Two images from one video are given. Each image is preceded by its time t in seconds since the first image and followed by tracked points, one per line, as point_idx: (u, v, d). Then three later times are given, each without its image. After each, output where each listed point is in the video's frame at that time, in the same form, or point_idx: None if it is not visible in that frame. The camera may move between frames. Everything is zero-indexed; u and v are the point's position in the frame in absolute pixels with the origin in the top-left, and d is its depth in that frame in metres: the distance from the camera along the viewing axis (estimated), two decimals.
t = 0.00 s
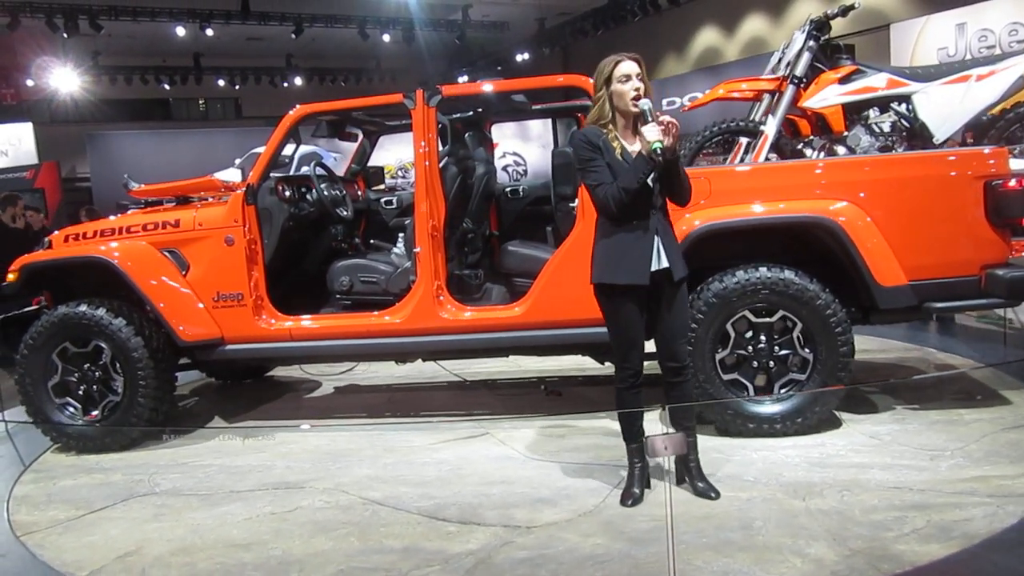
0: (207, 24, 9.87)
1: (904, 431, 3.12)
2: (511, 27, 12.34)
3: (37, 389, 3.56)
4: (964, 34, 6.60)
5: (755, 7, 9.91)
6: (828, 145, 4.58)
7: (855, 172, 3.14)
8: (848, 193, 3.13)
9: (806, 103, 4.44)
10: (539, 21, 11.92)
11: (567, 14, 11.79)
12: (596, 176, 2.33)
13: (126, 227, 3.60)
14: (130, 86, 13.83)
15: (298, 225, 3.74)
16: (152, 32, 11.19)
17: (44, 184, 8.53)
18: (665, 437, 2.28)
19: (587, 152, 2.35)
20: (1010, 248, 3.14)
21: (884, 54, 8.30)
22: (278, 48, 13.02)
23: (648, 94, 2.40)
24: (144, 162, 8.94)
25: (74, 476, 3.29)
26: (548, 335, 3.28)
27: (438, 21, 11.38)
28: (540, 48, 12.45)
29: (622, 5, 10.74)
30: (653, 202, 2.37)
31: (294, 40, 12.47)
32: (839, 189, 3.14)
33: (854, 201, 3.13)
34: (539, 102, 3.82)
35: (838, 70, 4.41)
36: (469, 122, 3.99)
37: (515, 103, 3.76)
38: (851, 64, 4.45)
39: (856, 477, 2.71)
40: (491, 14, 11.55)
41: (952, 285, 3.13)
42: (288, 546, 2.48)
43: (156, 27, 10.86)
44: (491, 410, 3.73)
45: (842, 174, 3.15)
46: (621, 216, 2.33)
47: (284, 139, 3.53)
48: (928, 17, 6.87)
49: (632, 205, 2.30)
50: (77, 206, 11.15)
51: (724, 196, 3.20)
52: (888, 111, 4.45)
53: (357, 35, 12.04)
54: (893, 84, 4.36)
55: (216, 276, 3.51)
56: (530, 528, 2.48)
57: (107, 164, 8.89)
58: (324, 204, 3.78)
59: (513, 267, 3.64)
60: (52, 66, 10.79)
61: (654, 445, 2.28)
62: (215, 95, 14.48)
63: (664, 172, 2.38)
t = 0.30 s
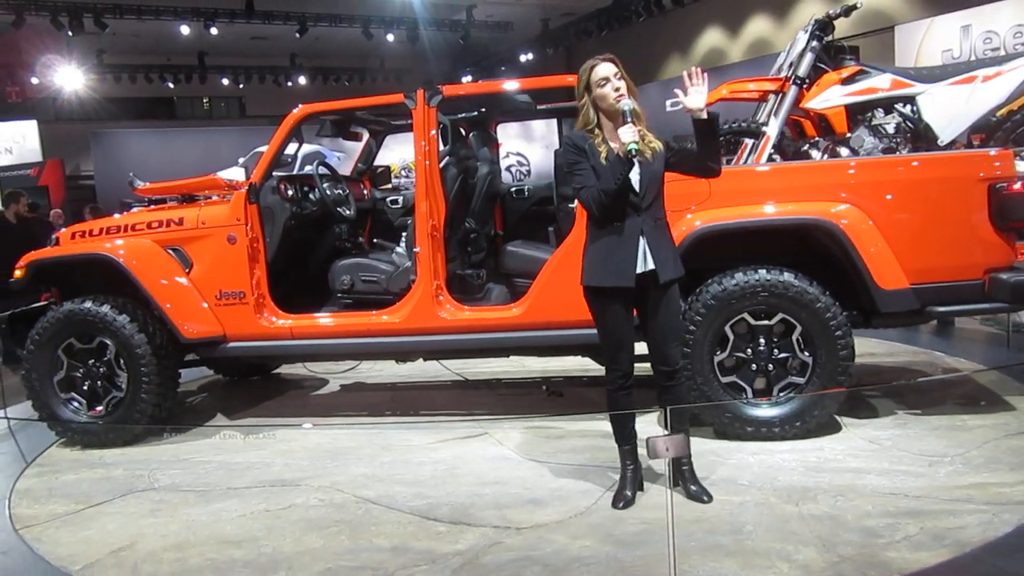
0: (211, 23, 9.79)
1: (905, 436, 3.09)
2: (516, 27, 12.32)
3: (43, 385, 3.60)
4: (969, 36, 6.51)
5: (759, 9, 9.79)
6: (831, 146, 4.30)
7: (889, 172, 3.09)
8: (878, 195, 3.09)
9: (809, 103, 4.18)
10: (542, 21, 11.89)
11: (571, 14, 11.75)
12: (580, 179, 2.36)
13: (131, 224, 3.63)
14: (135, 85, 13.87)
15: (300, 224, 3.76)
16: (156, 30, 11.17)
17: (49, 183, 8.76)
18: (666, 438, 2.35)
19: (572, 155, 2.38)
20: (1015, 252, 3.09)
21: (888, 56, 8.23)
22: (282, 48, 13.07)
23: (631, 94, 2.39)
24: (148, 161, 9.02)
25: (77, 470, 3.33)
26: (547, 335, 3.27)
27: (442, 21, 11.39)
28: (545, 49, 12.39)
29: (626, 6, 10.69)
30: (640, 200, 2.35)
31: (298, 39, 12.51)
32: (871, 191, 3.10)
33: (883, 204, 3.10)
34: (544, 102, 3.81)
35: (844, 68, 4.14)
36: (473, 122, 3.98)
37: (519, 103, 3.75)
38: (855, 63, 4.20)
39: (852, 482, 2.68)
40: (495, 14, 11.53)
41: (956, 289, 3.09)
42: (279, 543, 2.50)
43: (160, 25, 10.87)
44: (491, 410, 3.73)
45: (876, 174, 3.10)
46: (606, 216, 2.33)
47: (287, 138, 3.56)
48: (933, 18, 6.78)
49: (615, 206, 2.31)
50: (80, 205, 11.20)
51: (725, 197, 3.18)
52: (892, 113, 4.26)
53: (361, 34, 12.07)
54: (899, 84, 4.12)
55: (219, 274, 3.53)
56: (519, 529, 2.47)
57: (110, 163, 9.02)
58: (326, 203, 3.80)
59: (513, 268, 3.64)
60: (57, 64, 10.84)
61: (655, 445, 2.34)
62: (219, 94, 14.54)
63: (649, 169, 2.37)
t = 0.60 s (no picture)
0: (223, 19, 10.03)
1: (908, 445, 3.05)
2: (527, 27, 12.31)
3: (53, 375, 3.66)
4: (981, 42, 6.42)
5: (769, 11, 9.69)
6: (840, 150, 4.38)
7: (929, 176, 3.02)
8: (915, 201, 3.04)
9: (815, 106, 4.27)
10: (553, 21, 11.89)
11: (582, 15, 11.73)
12: (569, 184, 2.41)
13: (142, 219, 3.68)
14: (146, 80, 13.95)
15: (307, 221, 3.79)
16: (167, 26, 11.28)
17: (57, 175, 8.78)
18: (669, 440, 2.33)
19: (563, 162, 2.43)
20: None
21: (898, 61, 8.14)
22: (293, 45, 13.16)
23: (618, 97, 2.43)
24: (158, 153, 9.10)
25: (81, 461, 3.37)
26: (548, 336, 3.26)
27: (452, 20, 11.42)
28: (555, 48, 12.44)
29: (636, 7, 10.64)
30: (626, 200, 2.35)
31: (309, 36, 12.59)
32: (909, 197, 3.04)
33: (920, 209, 3.04)
34: (556, 102, 3.78)
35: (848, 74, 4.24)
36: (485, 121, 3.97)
37: (530, 103, 3.72)
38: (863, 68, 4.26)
39: (849, 490, 2.65)
40: (505, 14, 11.54)
41: (963, 297, 3.05)
42: (271, 538, 2.51)
43: (171, 21, 10.93)
44: (492, 410, 3.73)
45: (916, 178, 3.03)
46: (591, 215, 2.36)
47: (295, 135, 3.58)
48: (945, 24, 6.70)
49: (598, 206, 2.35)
50: (90, 198, 11.29)
51: (730, 199, 3.16)
52: (902, 118, 4.25)
53: (372, 32, 12.13)
54: (906, 88, 4.16)
55: (225, 269, 3.57)
56: (509, 530, 2.47)
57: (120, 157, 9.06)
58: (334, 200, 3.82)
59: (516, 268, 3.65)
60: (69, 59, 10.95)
61: (658, 447, 2.32)
62: (229, 90, 14.64)
63: (635, 168, 2.37)
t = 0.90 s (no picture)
0: (229, 19, 10.13)
1: (911, 451, 3.02)
2: (532, 27, 12.28)
3: (62, 371, 3.71)
4: (988, 44, 6.35)
5: (776, 13, 9.62)
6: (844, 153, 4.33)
7: (956, 177, 2.96)
8: (949, 203, 2.97)
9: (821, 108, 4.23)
10: (558, 21, 11.88)
11: (588, 16, 11.72)
12: (561, 187, 2.46)
13: (150, 217, 3.72)
14: (151, 79, 14.05)
15: (311, 220, 3.80)
16: (173, 26, 11.37)
17: (65, 174, 8.95)
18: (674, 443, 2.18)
19: (557, 168, 2.49)
20: None
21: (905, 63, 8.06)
22: (297, 44, 13.24)
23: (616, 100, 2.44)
24: (163, 151, 9.19)
25: (88, 456, 3.41)
26: (548, 337, 3.26)
27: (458, 19, 11.45)
28: (560, 49, 12.35)
29: (642, 8, 10.63)
30: (612, 203, 2.37)
31: (314, 36, 12.66)
32: (944, 200, 2.98)
33: (946, 211, 2.98)
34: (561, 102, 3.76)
35: (854, 76, 4.22)
36: (493, 120, 3.94)
37: (536, 103, 3.69)
38: (868, 69, 4.24)
39: (847, 495, 2.63)
40: (511, 15, 11.56)
41: (968, 301, 3.01)
42: (265, 534, 2.53)
43: (178, 20, 11.01)
44: (497, 410, 3.74)
45: (952, 179, 2.96)
46: (580, 218, 2.42)
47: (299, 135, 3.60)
48: (952, 26, 6.62)
49: (586, 210, 2.40)
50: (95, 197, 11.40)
51: (730, 202, 3.14)
52: (909, 119, 4.25)
53: (377, 32, 12.18)
54: (915, 90, 4.15)
55: (231, 268, 3.60)
56: (501, 530, 2.47)
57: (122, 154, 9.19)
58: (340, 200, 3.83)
59: (518, 268, 3.66)
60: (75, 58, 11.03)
61: (663, 450, 2.17)
62: (234, 89, 14.74)
63: (623, 170, 2.38)
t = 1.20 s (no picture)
0: (238, 17, 10.23)
1: (918, 456, 2.98)
2: (540, 27, 12.30)
3: (74, 365, 3.76)
4: (999, 45, 6.28)
5: (786, 13, 9.54)
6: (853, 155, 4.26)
7: (966, 179, 2.91)
8: (959, 204, 2.92)
9: (828, 108, 4.16)
10: (568, 21, 11.88)
11: (597, 15, 11.70)
12: (559, 188, 2.48)
13: (161, 214, 3.76)
14: (162, 77, 14.18)
15: (319, 219, 3.83)
16: (183, 24, 11.47)
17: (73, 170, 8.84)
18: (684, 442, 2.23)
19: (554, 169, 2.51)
20: None
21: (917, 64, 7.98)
22: (307, 42, 13.34)
23: (617, 103, 2.43)
24: (173, 148, 9.28)
25: (98, 449, 3.46)
26: (552, 337, 3.25)
27: (467, 18, 11.50)
28: (569, 48, 12.39)
29: (652, 7, 10.59)
30: (608, 204, 2.39)
31: (323, 34, 12.75)
32: (965, 201, 2.92)
33: (956, 213, 2.93)
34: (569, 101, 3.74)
35: (863, 76, 4.17)
36: (502, 119, 3.93)
37: (544, 102, 3.68)
38: (877, 70, 4.20)
39: (848, 500, 2.60)
40: (519, 14, 11.58)
41: (978, 305, 2.96)
42: (263, 530, 2.55)
43: (189, 18, 11.10)
44: (504, 409, 3.74)
45: (969, 179, 2.91)
46: (577, 220, 2.45)
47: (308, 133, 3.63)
48: (963, 27, 6.55)
49: (583, 212, 2.43)
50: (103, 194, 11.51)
51: (735, 203, 3.12)
52: (920, 119, 4.20)
53: (385, 30, 12.23)
54: (926, 89, 4.12)
55: (240, 265, 3.63)
56: (496, 529, 2.48)
57: (133, 151, 9.27)
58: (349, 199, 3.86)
59: (523, 268, 3.63)
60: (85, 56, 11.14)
61: (672, 450, 2.23)
62: (244, 88, 14.85)
63: (619, 171, 2.39)
